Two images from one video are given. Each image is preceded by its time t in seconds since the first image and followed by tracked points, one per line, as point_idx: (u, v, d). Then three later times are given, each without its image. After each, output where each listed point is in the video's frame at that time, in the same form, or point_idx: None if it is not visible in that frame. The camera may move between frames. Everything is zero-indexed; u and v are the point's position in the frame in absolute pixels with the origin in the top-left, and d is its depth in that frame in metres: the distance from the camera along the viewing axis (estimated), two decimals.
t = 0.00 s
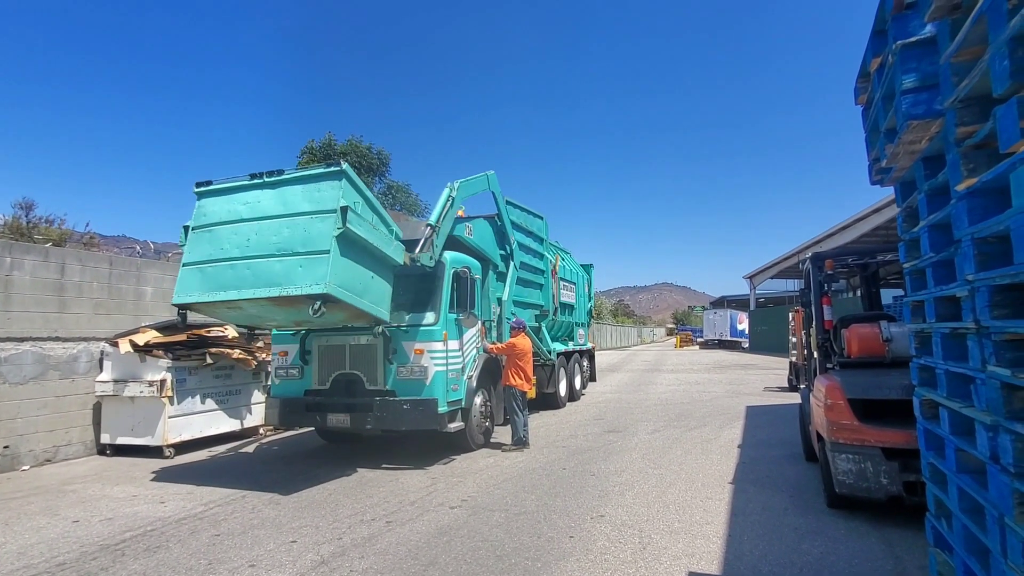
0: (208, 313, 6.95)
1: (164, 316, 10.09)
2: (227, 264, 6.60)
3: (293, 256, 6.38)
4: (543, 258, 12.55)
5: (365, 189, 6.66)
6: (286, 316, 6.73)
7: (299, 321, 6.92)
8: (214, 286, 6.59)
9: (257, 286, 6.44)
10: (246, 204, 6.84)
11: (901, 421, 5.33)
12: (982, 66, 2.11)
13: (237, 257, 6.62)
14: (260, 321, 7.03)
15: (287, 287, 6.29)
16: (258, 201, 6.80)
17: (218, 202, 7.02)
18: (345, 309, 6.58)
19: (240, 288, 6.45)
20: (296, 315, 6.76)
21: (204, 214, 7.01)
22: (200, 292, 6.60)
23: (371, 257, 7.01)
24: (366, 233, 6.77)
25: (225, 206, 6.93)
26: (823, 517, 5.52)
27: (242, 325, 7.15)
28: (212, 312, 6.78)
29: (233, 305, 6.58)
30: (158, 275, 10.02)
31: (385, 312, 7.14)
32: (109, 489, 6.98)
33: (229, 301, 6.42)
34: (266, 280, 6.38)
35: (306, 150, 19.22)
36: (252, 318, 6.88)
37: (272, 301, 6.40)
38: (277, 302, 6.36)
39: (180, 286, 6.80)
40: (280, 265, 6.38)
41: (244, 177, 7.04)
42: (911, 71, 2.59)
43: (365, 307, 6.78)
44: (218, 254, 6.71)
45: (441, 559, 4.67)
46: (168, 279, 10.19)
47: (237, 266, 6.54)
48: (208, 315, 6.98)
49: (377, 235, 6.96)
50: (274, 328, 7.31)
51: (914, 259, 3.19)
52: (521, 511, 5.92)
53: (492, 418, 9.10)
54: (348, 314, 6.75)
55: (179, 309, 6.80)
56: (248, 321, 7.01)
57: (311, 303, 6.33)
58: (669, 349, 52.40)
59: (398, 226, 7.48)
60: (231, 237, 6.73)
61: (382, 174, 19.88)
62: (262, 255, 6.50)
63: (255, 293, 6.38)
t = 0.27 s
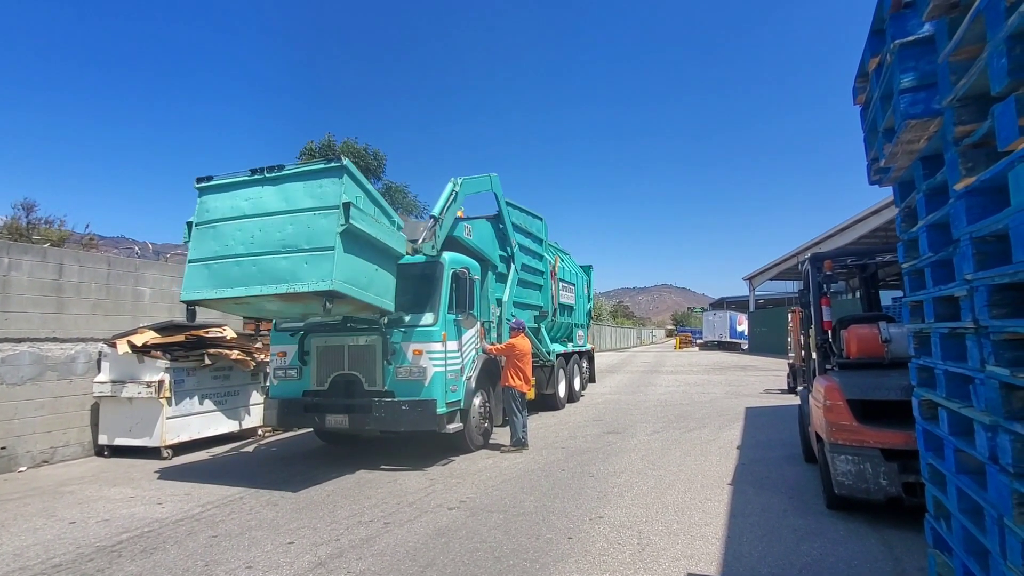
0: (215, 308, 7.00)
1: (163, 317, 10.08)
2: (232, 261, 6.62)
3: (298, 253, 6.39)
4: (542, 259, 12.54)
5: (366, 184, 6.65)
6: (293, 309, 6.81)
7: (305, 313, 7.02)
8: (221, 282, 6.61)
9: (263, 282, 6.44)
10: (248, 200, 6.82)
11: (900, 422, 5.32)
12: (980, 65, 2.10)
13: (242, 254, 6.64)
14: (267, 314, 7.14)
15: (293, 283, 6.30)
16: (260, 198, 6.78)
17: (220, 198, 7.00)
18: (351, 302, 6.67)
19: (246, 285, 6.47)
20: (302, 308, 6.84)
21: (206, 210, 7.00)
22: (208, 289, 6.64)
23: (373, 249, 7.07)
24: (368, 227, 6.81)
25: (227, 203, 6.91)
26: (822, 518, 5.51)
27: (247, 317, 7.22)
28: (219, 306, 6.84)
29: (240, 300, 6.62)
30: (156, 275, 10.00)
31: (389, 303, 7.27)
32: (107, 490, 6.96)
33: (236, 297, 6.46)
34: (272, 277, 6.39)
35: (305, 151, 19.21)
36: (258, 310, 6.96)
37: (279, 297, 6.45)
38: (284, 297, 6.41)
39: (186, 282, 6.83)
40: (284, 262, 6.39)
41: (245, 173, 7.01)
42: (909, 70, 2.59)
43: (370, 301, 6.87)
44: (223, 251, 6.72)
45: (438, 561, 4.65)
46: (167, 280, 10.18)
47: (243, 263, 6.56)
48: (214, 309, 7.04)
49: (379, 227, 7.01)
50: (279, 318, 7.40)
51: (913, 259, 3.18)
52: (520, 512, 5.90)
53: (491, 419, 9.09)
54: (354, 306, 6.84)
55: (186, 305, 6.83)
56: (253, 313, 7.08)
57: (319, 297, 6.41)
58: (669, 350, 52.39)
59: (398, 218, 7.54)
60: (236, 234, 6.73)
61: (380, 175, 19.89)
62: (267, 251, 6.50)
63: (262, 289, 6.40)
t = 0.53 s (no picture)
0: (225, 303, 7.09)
1: (162, 317, 10.07)
2: (239, 259, 6.67)
3: (304, 250, 6.44)
4: (541, 260, 12.53)
5: (369, 180, 6.63)
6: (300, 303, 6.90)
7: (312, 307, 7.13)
8: (230, 279, 6.68)
9: (271, 280, 6.51)
10: (252, 197, 6.81)
11: (899, 424, 5.32)
12: (978, 66, 2.10)
13: (249, 251, 6.68)
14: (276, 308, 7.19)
15: (300, 280, 6.37)
16: (264, 194, 6.77)
17: (224, 195, 6.98)
18: (357, 296, 6.76)
19: (254, 281, 6.54)
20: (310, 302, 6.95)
21: (211, 207, 6.99)
22: (217, 286, 6.72)
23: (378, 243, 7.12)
24: (372, 222, 6.84)
25: (231, 199, 6.89)
26: (821, 520, 5.51)
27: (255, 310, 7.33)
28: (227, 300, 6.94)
29: (249, 296, 6.71)
30: (155, 276, 9.99)
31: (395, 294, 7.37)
32: (105, 490, 6.95)
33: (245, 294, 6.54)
34: (279, 274, 6.46)
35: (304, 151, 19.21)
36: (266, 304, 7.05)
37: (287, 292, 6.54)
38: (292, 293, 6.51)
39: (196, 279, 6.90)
40: (291, 259, 6.45)
41: (247, 169, 6.96)
42: (909, 71, 2.59)
43: (376, 294, 6.95)
44: (230, 249, 6.76)
45: (436, 562, 4.65)
46: (166, 281, 10.17)
47: (250, 260, 6.60)
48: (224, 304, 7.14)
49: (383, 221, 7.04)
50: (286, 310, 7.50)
51: (912, 260, 3.18)
52: (518, 513, 5.90)
53: (491, 420, 9.08)
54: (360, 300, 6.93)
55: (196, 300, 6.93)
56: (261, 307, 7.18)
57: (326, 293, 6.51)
58: (669, 351, 52.38)
59: (402, 211, 7.56)
60: (241, 231, 6.75)
61: (379, 176, 19.90)
62: (273, 248, 6.55)
63: (270, 286, 6.48)
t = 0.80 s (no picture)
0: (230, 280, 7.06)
1: (162, 318, 10.07)
2: (247, 230, 6.71)
3: (312, 220, 6.53)
4: (541, 262, 12.54)
5: (379, 157, 6.83)
6: (304, 279, 6.88)
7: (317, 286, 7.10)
8: (236, 250, 6.70)
9: (276, 249, 6.55)
10: (264, 172, 6.95)
11: (899, 425, 5.31)
12: (975, 68, 2.11)
13: (257, 222, 6.74)
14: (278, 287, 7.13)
15: (305, 248, 6.42)
16: (276, 169, 6.91)
17: (238, 171, 7.11)
18: (362, 271, 6.76)
19: (260, 250, 6.56)
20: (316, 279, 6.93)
21: (222, 183, 7.10)
22: (222, 256, 6.72)
23: (384, 222, 7.27)
24: (380, 199, 6.99)
25: (244, 175, 7.03)
26: (820, 521, 5.50)
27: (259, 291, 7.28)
28: (232, 275, 6.90)
29: (254, 268, 6.70)
30: (155, 277, 9.99)
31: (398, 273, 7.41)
32: (104, 491, 6.95)
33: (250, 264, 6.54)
34: (285, 243, 6.51)
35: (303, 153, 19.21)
36: (270, 281, 7.02)
37: (292, 263, 6.53)
38: (297, 263, 6.50)
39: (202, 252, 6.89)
40: (298, 228, 6.52)
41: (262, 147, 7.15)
42: (906, 72, 2.59)
43: (379, 270, 6.98)
44: (238, 221, 6.82)
45: (435, 564, 4.64)
46: (166, 282, 10.17)
47: (257, 230, 6.65)
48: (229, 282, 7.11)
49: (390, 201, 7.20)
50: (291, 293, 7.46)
51: (910, 262, 3.17)
52: (518, 514, 5.89)
53: (491, 421, 9.07)
54: (364, 276, 6.93)
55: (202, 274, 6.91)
56: (266, 285, 7.14)
57: (331, 264, 6.51)
58: (669, 352, 52.35)
59: (410, 196, 7.77)
60: (251, 204, 6.83)
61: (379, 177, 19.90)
62: (282, 218, 6.62)
63: (275, 254, 6.51)
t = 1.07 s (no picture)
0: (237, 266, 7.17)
1: (163, 319, 10.08)
2: (257, 213, 6.84)
3: (321, 204, 6.69)
4: (542, 262, 12.54)
5: (388, 145, 7.04)
6: (311, 264, 6.99)
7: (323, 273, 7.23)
8: (245, 233, 6.82)
9: (285, 231, 6.68)
10: (276, 159, 7.13)
11: (899, 426, 5.31)
12: (973, 68, 2.10)
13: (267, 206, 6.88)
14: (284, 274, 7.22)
15: (314, 230, 6.56)
16: (287, 156, 7.10)
17: (250, 159, 7.29)
18: (367, 256, 6.90)
19: (269, 233, 6.69)
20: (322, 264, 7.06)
21: (234, 170, 7.27)
22: (231, 239, 6.83)
23: (391, 211, 7.45)
24: (387, 187, 7.17)
25: (256, 162, 7.21)
26: (820, 522, 5.50)
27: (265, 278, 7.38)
28: (240, 260, 7.02)
29: (262, 251, 6.82)
30: (156, 277, 10.00)
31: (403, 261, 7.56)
32: (104, 493, 6.95)
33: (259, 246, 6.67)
34: (294, 225, 6.64)
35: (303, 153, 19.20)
36: (277, 267, 7.13)
37: (300, 246, 6.67)
38: (305, 246, 6.64)
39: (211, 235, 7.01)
40: (307, 211, 6.66)
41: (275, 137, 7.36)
42: (904, 73, 2.59)
43: (384, 256, 7.11)
44: (249, 205, 6.95)
45: (434, 565, 4.64)
46: (166, 282, 10.17)
47: (267, 213, 6.79)
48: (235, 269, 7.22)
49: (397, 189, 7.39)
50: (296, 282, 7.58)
51: (909, 263, 3.17)
52: (518, 516, 5.89)
53: (491, 422, 9.06)
54: (369, 262, 7.07)
55: (210, 258, 7.02)
56: (272, 272, 7.25)
57: (338, 247, 6.64)
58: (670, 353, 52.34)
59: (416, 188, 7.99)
60: (261, 188, 6.98)
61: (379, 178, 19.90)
62: (291, 202, 6.77)
63: (283, 237, 6.64)
